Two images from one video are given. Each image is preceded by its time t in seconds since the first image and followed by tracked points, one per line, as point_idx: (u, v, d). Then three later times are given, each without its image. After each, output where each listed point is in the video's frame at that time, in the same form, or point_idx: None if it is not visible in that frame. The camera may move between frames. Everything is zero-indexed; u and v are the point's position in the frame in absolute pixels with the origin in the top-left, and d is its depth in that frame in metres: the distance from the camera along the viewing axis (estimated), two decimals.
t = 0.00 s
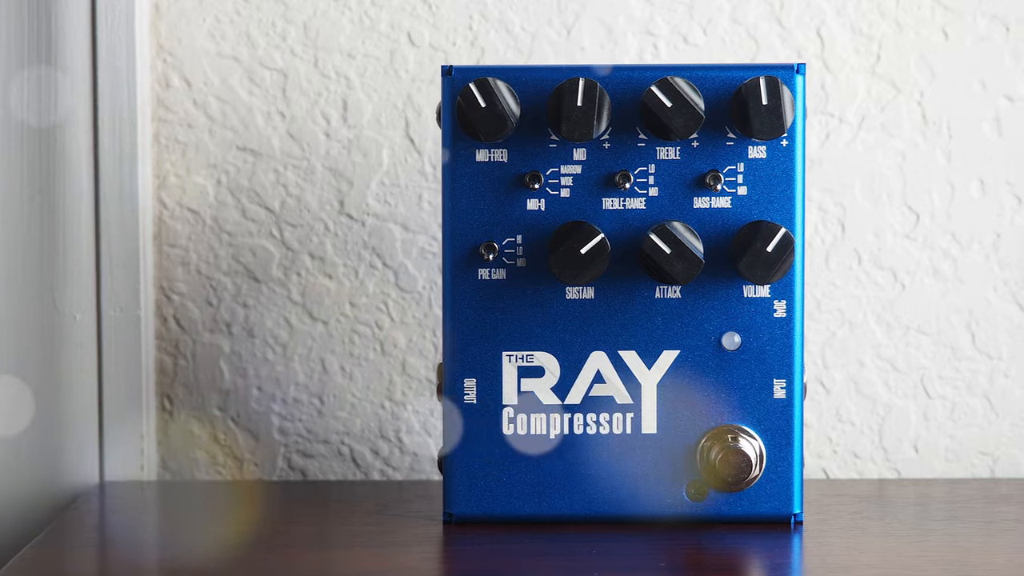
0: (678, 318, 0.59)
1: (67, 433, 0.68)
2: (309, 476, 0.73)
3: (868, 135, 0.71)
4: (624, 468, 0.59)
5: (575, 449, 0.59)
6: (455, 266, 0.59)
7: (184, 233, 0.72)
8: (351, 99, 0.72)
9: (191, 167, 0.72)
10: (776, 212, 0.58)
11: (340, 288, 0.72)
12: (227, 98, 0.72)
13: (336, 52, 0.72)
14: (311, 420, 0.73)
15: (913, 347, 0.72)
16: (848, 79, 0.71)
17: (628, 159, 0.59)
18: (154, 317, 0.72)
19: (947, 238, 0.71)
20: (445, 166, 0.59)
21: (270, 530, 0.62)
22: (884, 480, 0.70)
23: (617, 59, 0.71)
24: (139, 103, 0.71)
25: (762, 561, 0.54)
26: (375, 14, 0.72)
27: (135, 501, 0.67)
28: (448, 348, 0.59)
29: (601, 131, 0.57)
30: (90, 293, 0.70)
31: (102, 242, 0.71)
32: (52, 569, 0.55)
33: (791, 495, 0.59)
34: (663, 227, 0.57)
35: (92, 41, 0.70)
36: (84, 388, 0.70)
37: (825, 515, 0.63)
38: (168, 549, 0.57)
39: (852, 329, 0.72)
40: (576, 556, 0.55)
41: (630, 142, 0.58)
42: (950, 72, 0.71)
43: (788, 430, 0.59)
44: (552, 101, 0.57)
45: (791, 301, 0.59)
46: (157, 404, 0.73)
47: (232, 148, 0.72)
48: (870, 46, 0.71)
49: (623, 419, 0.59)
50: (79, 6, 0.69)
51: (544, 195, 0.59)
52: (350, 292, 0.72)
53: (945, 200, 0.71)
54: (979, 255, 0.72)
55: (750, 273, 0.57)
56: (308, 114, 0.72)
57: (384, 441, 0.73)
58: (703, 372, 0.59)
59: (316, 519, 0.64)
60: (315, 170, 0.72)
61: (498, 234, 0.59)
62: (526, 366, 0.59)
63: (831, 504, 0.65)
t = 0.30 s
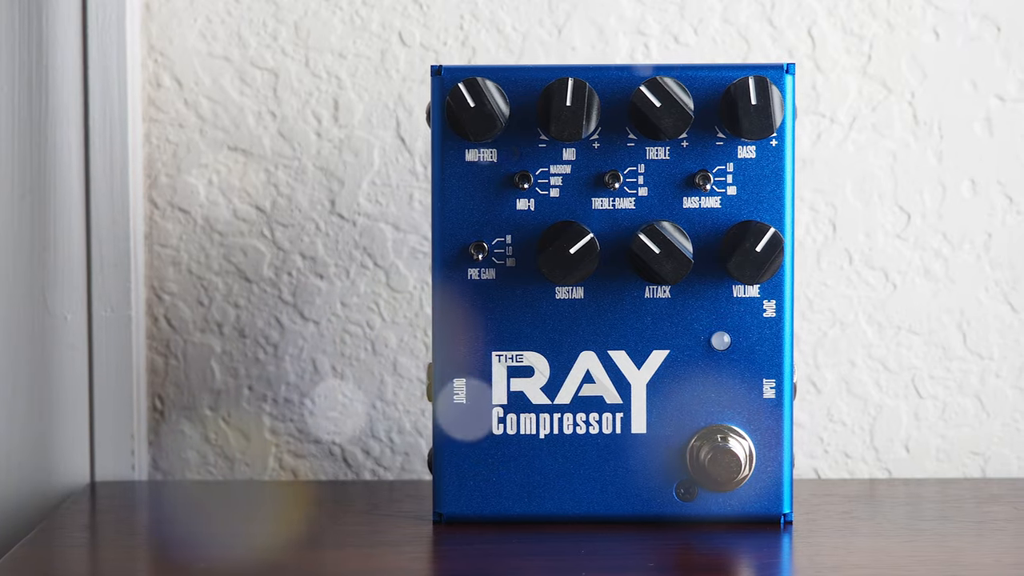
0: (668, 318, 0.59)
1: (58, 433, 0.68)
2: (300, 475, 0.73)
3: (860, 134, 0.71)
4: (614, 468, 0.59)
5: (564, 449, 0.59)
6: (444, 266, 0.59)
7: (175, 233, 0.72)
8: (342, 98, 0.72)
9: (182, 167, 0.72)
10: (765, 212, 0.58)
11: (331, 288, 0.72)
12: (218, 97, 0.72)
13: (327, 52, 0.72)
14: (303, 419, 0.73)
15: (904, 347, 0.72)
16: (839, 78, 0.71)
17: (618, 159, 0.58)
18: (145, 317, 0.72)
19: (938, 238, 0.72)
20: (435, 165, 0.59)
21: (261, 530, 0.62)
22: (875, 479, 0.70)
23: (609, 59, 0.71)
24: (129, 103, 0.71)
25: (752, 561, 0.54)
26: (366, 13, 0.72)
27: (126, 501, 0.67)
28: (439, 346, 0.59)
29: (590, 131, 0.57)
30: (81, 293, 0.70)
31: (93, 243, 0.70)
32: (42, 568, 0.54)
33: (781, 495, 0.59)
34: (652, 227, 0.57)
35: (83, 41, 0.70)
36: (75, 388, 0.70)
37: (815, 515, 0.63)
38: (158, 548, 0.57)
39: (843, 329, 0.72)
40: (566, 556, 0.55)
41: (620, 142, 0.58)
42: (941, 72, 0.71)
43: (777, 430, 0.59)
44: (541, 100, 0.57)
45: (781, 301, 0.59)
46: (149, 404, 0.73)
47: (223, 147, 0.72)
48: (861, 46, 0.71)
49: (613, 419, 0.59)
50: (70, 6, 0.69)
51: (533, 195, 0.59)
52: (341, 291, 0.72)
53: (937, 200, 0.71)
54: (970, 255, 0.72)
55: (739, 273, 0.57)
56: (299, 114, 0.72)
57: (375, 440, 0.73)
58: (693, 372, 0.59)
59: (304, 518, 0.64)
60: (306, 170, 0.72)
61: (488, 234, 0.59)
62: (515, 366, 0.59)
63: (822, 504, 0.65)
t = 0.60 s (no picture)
0: (657, 318, 0.59)
1: (48, 433, 0.68)
2: (290, 475, 0.73)
3: (850, 135, 0.71)
4: (603, 468, 0.59)
5: (553, 449, 0.59)
6: (433, 266, 0.59)
7: (166, 233, 0.73)
8: (333, 98, 0.72)
9: (173, 167, 0.72)
10: (754, 212, 0.58)
11: (322, 288, 0.72)
12: (208, 98, 0.72)
13: (317, 52, 0.72)
14: (293, 420, 0.73)
15: (894, 347, 0.72)
16: (829, 79, 0.71)
17: (607, 159, 0.58)
18: (136, 317, 0.73)
19: (928, 238, 0.72)
20: (424, 165, 0.59)
21: (252, 530, 0.62)
22: (865, 479, 0.70)
23: (599, 59, 0.71)
24: (120, 102, 0.71)
25: (740, 561, 0.54)
26: (356, 13, 0.72)
27: (117, 501, 0.67)
28: (428, 345, 0.59)
29: (579, 131, 0.57)
30: (71, 293, 0.70)
31: (83, 243, 0.70)
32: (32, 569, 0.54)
33: (769, 495, 0.59)
34: (641, 227, 0.57)
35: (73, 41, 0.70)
36: (65, 388, 0.70)
37: (804, 515, 0.63)
38: (150, 548, 0.57)
39: (834, 329, 0.72)
40: (555, 556, 0.55)
41: (609, 142, 0.58)
42: (932, 72, 0.71)
43: (766, 430, 0.59)
44: (530, 100, 0.57)
45: (770, 301, 0.59)
46: (139, 404, 0.73)
47: (214, 148, 0.72)
48: (851, 46, 0.71)
49: (602, 419, 0.59)
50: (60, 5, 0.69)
51: (522, 195, 0.59)
52: (332, 291, 0.72)
53: (927, 200, 0.71)
54: (961, 255, 0.72)
55: (727, 273, 0.57)
56: (289, 114, 0.72)
57: (366, 440, 0.73)
58: (681, 372, 0.59)
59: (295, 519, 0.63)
60: (297, 170, 0.72)
61: (477, 234, 0.59)
62: (504, 366, 0.59)
63: (812, 504, 0.65)
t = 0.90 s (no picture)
0: (645, 318, 0.59)
1: (37, 433, 0.68)
2: (280, 475, 0.73)
3: (840, 135, 0.71)
4: (591, 468, 0.59)
5: (541, 449, 0.59)
6: (421, 266, 0.59)
7: (156, 233, 0.73)
8: (323, 98, 0.72)
9: (163, 167, 0.72)
10: (742, 212, 0.58)
11: (312, 288, 0.73)
12: (198, 98, 0.72)
13: (307, 52, 0.72)
14: (283, 420, 0.73)
15: (884, 347, 0.72)
16: (819, 79, 0.71)
17: (595, 159, 0.58)
18: (126, 318, 0.73)
19: (918, 238, 0.72)
20: (412, 165, 0.59)
21: (243, 530, 0.62)
22: (855, 479, 0.70)
23: (589, 59, 0.71)
24: (109, 101, 0.71)
25: (728, 561, 0.54)
26: (346, 14, 0.72)
27: (106, 501, 0.67)
28: (416, 345, 0.59)
29: (566, 131, 0.57)
30: (60, 293, 0.70)
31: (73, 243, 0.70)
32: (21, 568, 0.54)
33: (758, 495, 0.59)
34: (629, 227, 0.57)
35: (63, 40, 0.70)
36: (55, 388, 0.70)
37: (793, 515, 0.63)
38: (139, 547, 0.57)
39: (824, 329, 0.72)
40: (542, 556, 0.55)
41: (597, 142, 0.58)
42: (922, 72, 0.71)
43: (754, 430, 0.59)
44: (517, 100, 0.57)
45: (758, 301, 0.59)
46: (129, 404, 0.73)
47: (204, 148, 0.72)
48: (842, 46, 0.71)
49: (590, 419, 0.59)
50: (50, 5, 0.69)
51: (510, 195, 0.59)
52: (322, 291, 0.72)
53: (917, 200, 0.71)
54: (951, 255, 0.72)
55: (715, 273, 0.57)
56: (280, 114, 0.72)
57: (356, 440, 0.73)
58: (670, 372, 0.59)
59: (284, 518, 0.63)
60: (287, 170, 0.72)
61: (465, 234, 0.59)
62: (492, 365, 0.59)
63: (801, 504, 0.65)
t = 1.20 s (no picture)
0: (632, 318, 0.59)
1: (26, 433, 0.68)
2: (269, 475, 0.73)
3: (830, 134, 0.71)
4: (578, 468, 0.59)
5: (529, 449, 0.59)
6: (408, 266, 0.59)
7: (145, 232, 0.73)
8: (312, 98, 0.72)
9: (152, 167, 0.73)
10: (729, 212, 0.58)
11: (301, 288, 0.73)
12: (188, 97, 0.72)
13: (296, 52, 0.72)
14: (272, 419, 0.73)
15: (873, 347, 0.72)
16: (808, 78, 0.71)
17: (582, 159, 0.58)
18: (115, 318, 0.73)
19: (908, 238, 0.72)
20: (399, 165, 0.59)
21: (232, 531, 0.62)
22: (844, 479, 0.70)
23: (578, 59, 0.71)
24: (98, 101, 0.71)
25: (715, 561, 0.54)
26: (335, 13, 0.72)
27: (95, 501, 0.67)
28: (403, 345, 0.59)
29: (553, 131, 0.57)
30: (49, 293, 0.70)
31: (62, 243, 0.70)
32: (9, 568, 0.54)
33: (745, 495, 0.59)
34: (616, 227, 0.57)
35: (51, 40, 0.70)
36: (44, 388, 0.70)
37: (781, 515, 0.63)
38: (128, 547, 0.57)
39: (813, 329, 0.72)
40: (530, 556, 0.54)
41: (584, 142, 0.58)
42: (911, 72, 0.71)
43: (742, 430, 0.59)
44: (504, 100, 0.57)
45: (745, 301, 0.59)
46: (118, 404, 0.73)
47: (193, 147, 0.72)
48: (831, 46, 0.71)
49: (577, 419, 0.59)
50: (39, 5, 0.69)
51: (497, 195, 0.59)
52: (311, 291, 0.72)
53: (907, 200, 0.71)
54: (940, 255, 0.72)
55: (702, 273, 0.57)
56: (269, 114, 0.72)
57: (345, 440, 0.73)
58: (657, 372, 0.59)
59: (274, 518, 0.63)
60: (276, 170, 0.72)
61: (452, 234, 0.59)
62: (480, 366, 0.59)
63: (789, 503, 0.65)
